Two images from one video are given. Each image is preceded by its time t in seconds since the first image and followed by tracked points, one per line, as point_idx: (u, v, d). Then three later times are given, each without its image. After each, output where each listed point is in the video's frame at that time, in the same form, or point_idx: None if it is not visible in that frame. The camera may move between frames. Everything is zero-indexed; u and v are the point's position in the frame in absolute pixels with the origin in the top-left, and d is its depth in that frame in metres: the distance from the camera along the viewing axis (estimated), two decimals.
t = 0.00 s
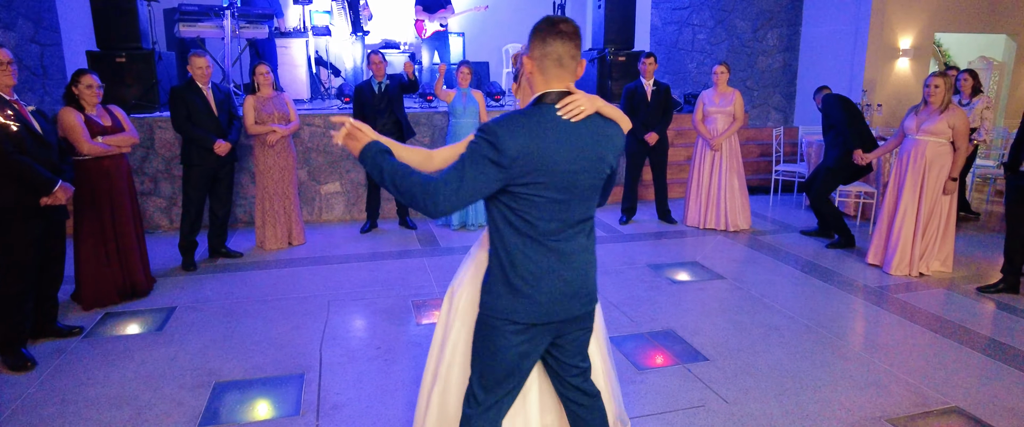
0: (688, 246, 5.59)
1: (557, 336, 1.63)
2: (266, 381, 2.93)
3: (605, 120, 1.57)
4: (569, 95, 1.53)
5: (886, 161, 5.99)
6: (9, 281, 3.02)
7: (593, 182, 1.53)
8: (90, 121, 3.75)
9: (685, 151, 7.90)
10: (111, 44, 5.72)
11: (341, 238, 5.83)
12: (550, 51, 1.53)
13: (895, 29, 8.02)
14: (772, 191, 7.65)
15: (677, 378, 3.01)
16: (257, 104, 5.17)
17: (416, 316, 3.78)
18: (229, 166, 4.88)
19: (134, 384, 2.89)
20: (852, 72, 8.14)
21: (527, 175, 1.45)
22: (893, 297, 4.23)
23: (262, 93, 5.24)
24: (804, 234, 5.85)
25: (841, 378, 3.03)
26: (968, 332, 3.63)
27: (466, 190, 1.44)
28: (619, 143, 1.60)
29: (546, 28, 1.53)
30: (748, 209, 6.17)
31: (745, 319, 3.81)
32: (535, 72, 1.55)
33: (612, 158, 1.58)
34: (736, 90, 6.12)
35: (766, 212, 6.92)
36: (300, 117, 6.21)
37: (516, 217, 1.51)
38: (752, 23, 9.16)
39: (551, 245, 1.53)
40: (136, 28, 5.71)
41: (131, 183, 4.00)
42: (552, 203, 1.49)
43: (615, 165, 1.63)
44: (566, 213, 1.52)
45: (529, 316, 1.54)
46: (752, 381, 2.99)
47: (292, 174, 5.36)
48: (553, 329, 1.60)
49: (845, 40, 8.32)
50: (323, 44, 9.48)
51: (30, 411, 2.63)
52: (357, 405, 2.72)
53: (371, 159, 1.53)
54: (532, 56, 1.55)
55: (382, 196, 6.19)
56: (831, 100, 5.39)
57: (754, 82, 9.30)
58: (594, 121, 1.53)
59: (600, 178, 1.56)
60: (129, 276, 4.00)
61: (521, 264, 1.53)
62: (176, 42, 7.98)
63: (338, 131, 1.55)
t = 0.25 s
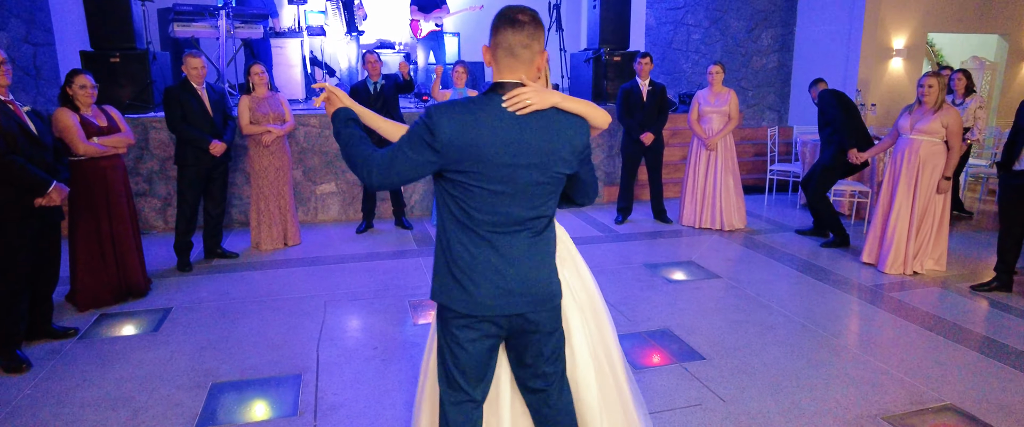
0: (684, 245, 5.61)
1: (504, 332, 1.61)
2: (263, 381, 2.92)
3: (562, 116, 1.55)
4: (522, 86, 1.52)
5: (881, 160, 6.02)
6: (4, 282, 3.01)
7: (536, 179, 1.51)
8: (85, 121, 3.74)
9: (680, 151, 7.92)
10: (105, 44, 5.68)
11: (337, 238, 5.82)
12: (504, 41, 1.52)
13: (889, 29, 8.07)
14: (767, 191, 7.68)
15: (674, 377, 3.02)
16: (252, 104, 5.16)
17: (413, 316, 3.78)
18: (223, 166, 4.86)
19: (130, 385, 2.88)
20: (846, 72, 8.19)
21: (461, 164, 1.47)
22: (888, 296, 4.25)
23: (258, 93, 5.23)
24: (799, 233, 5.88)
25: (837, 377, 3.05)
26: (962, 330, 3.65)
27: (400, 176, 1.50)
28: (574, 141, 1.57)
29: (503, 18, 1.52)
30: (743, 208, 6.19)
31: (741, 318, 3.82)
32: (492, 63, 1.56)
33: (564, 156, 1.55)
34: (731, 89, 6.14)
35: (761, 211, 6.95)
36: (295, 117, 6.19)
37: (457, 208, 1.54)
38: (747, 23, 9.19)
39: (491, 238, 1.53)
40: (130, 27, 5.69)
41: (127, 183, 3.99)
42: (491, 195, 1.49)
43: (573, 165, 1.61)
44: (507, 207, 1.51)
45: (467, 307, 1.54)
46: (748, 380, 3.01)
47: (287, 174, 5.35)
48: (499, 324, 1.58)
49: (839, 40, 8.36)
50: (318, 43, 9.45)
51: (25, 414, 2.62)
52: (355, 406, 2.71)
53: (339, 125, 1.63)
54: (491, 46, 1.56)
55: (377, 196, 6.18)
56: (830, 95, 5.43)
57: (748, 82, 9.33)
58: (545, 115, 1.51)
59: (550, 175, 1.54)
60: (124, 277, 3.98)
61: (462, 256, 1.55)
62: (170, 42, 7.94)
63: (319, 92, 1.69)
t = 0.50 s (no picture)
0: (681, 245, 5.61)
1: (485, 338, 1.60)
2: (260, 382, 2.91)
3: (544, 119, 1.50)
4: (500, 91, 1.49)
5: (876, 159, 6.05)
6: None
7: (516, 182, 1.48)
8: (79, 121, 3.72)
9: (676, 151, 7.93)
10: (100, 44, 5.66)
11: (333, 238, 5.80)
12: (483, 44, 1.52)
13: (884, 29, 8.10)
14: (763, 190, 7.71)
15: (671, 376, 3.02)
16: (249, 104, 5.14)
17: (410, 316, 3.78)
18: (217, 167, 4.84)
19: (126, 386, 2.86)
20: (841, 72, 8.21)
21: (438, 167, 1.47)
22: (883, 295, 4.27)
23: (254, 93, 5.22)
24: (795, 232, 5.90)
25: (834, 375, 3.06)
26: (957, 329, 3.66)
27: (382, 179, 1.52)
28: (557, 145, 1.52)
29: (484, 20, 1.52)
30: (739, 208, 6.21)
31: (738, 317, 3.83)
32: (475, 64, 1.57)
33: (547, 160, 1.51)
34: (727, 89, 6.16)
35: (757, 211, 6.97)
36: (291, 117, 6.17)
37: (438, 211, 1.53)
38: (742, 23, 9.21)
39: (469, 242, 1.52)
40: (124, 27, 5.66)
41: (123, 184, 3.98)
42: (471, 199, 1.48)
43: (559, 169, 1.56)
44: (486, 210, 1.49)
45: (447, 309, 1.55)
46: (745, 378, 3.01)
47: (283, 174, 5.33)
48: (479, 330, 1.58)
49: (834, 40, 8.39)
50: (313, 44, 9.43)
51: (20, 416, 2.60)
52: (353, 407, 2.70)
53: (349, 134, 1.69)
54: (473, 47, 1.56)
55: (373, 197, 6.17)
56: (827, 90, 5.39)
57: (744, 82, 9.35)
58: (525, 118, 1.47)
59: (532, 179, 1.50)
60: (120, 278, 3.96)
61: (442, 260, 1.55)
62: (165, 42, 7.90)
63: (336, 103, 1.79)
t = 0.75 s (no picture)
0: (678, 244, 5.63)
1: (493, 345, 1.61)
2: (258, 383, 2.90)
3: (562, 124, 1.48)
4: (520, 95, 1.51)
5: (872, 159, 6.08)
6: None
7: (528, 188, 1.46)
8: (76, 122, 3.70)
9: (673, 151, 7.95)
10: (96, 44, 5.64)
11: (330, 239, 5.79)
12: (500, 49, 1.56)
13: (880, 29, 8.13)
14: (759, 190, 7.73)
15: (669, 375, 3.03)
16: (246, 104, 5.13)
17: (408, 316, 3.77)
18: (211, 167, 4.83)
19: (124, 387, 2.85)
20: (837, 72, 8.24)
21: (454, 170, 1.48)
22: (880, 294, 4.28)
23: (252, 93, 5.21)
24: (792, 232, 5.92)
25: (832, 374, 3.07)
26: (954, 327, 3.68)
27: (403, 185, 1.56)
28: (573, 151, 1.48)
29: (502, 26, 1.56)
30: (736, 208, 6.22)
31: (736, 316, 3.84)
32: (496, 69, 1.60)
33: (562, 167, 1.48)
34: (724, 89, 6.17)
35: (754, 210, 6.98)
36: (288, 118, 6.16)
37: (454, 216, 1.55)
38: (738, 23, 9.23)
39: (482, 247, 1.52)
40: (121, 27, 5.64)
41: (120, 184, 3.96)
42: (484, 205, 1.49)
43: (575, 176, 1.52)
44: (499, 216, 1.49)
45: (457, 312, 1.57)
46: (744, 377, 3.02)
47: (281, 174, 5.32)
48: (487, 335, 1.58)
49: (830, 40, 8.42)
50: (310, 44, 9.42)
51: (18, 417, 2.59)
52: (352, 407, 2.70)
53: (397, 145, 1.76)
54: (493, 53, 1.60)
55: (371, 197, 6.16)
56: (826, 87, 5.34)
57: (740, 82, 9.38)
58: (542, 121, 1.46)
59: (546, 187, 1.48)
60: (118, 279, 3.95)
61: (457, 265, 1.57)
62: (160, 42, 7.87)
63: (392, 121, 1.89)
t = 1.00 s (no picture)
0: (676, 244, 5.64)
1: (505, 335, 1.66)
2: (258, 384, 2.90)
3: (574, 117, 1.47)
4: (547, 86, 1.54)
5: (870, 159, 6.10)
6: None
7: (532, 179, 1.48)
8: (73, 122, 3.69)
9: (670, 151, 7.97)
10: (92, 44, 5.62)
11: (328, 239, 5.79)
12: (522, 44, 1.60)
13: (876, 30, 8.16)
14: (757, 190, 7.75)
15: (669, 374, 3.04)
16: (245, 104, 5.12)
17: (407, 316, 3.78)
18: (206, 168, 4.82)
19: (123, 388, 2.84)
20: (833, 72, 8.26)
21: (473, 163, 1.56)
22: (878, 293, 4.30)
23: (250, 93, 5.20)
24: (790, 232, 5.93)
25: (831, 373, 3.08)
26: (951, 326, 3.70)
27: (443, 180, 1.72)
28: (579, 142, 1.47)
29: (526, 22, 1.60)
30: (734, 208, 6.23)
31: (735, 316, 3.85)
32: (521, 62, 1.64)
33: (566, 159, 1.46)
34: (722, 89, 6.17)
35: (752, 210, 7.00)
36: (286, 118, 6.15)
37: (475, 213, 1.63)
38: (735, 24, 9.24)
39: (497, 239, 1.58)
40: (117, 27, 5.63)
41: (118, 185, 3.96)
42: (497, 198, 1.54)
43: (585, 170, 1.49)
44: (510, 208, 1.53)
45: (476, 302, 1.65)
46: (744, 376, 3.04)
47: (279, 175, 5.31)
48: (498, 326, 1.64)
49: (826, 40, 8.44)
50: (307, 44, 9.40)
51: (16, 418, 2.58)
52: (352, 407, 2.70)
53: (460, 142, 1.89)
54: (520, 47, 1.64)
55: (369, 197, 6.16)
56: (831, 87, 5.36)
57: (737, 82, 9.39)
58: (551, 115, 1.46)
59: (553, 180, 1.48)
60: (116, 280, 3.94)
61: (478, 258, 1.63)
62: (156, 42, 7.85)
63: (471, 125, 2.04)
